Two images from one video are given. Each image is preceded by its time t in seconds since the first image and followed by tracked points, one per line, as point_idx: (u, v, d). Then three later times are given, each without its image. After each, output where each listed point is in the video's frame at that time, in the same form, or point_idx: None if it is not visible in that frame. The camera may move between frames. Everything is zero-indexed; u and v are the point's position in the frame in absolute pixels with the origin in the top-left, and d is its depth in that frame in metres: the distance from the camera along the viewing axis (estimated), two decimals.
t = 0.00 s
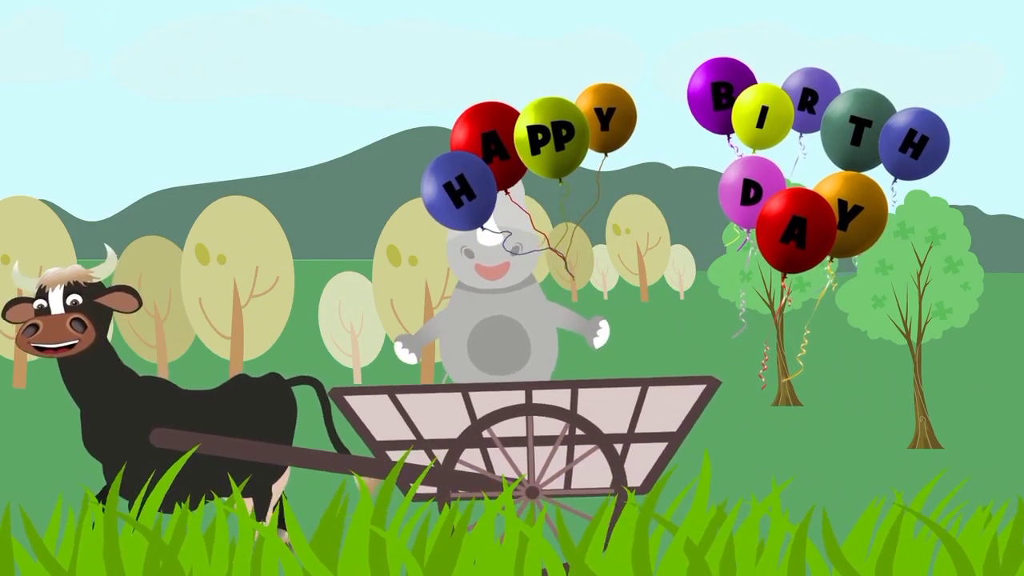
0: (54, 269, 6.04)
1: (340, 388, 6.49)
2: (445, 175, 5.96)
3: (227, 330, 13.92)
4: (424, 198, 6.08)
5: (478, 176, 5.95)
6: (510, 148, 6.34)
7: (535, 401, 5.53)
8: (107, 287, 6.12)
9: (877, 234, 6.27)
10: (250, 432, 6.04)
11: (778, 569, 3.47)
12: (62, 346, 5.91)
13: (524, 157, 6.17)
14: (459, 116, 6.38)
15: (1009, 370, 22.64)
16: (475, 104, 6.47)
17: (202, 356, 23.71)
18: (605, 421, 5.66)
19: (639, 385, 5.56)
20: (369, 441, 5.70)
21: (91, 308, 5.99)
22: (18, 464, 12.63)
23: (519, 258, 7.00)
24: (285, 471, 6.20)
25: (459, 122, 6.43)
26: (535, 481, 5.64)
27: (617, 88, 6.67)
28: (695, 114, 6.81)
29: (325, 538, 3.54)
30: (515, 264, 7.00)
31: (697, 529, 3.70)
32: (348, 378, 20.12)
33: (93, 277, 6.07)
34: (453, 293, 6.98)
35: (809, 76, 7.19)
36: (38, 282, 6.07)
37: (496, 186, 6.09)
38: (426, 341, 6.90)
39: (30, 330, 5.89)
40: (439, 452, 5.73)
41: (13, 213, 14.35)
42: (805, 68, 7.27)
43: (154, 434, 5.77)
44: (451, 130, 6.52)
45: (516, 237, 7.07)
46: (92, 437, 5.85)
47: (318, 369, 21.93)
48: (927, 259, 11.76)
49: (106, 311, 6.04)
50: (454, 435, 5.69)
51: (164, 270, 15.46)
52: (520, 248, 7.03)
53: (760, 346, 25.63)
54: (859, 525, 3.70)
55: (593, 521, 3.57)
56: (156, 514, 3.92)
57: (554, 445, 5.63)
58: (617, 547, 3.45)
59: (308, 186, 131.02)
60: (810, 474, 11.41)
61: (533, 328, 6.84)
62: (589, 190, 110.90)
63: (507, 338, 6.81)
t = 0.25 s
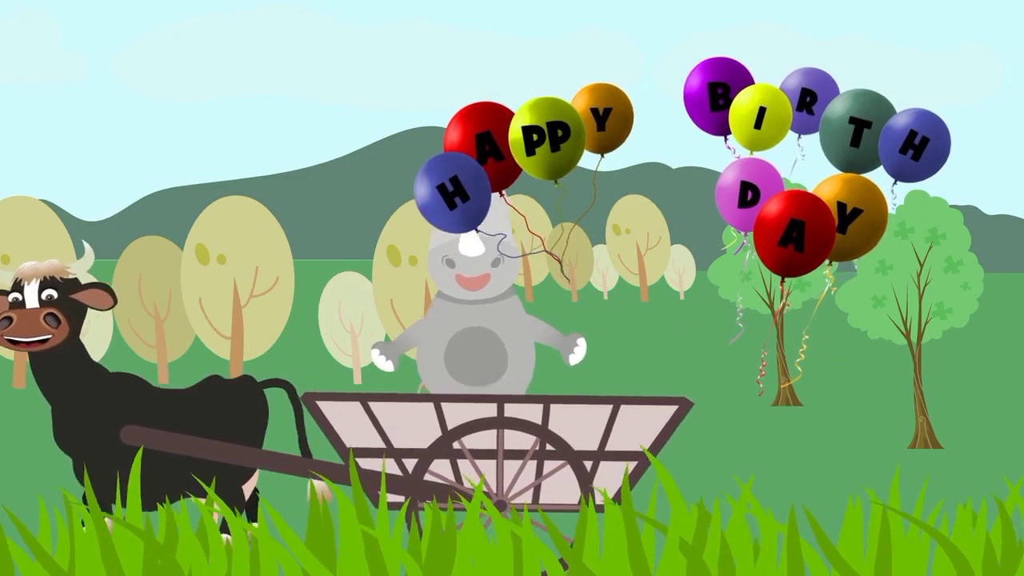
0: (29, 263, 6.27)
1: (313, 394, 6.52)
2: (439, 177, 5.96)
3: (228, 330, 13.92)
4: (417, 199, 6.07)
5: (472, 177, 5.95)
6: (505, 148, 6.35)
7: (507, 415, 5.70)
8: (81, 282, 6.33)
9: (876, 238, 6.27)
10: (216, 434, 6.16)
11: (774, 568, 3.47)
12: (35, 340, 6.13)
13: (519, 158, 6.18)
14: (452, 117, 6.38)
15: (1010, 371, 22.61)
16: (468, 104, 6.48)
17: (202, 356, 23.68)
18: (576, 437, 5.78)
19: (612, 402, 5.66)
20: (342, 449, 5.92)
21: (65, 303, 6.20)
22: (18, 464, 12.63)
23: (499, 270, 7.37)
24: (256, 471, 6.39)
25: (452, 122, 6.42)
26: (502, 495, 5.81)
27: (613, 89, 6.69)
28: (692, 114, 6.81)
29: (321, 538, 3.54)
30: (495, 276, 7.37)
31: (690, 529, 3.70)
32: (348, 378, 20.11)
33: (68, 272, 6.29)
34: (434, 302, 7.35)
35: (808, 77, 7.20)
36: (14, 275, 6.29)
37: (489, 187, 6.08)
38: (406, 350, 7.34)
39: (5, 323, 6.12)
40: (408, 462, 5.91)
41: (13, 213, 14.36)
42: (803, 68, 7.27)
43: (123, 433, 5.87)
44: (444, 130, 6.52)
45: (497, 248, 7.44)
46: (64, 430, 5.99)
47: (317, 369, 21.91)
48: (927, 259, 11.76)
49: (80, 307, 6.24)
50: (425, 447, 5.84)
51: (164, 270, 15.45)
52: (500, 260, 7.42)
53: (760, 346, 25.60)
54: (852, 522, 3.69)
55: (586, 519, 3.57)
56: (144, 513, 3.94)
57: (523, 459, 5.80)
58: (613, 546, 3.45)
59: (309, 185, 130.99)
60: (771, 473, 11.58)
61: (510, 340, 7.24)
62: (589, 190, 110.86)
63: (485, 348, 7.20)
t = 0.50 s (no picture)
0: None
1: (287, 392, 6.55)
2: (433, 179, 6.05)
3: (228, 330, 13.92)
4: (411, 200, 6.16)
5: (467, 179, 6.04)
6: (500, 149, 6.41)
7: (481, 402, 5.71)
8: (52, 286, 6.33)
9: (876, 241, 6.27)
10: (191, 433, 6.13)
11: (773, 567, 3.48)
12: (7, 345, 6.10)
13: (515, 158, 6.26)
14: (447, 117, 6.44)
15: (1010, 371, 22.62)
16: (462, 105, 6.53)
17: (202, 356, 23.67)
18: (550, 423, 5.86)
19: (585, 389, 5.74)
20: (315, 443, 5.82)
21: (36, 306, 6.20)
22: (18, 463, 12.63)
23: (470, 258, 7.48)
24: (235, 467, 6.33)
25: (447, 122, 6.49)
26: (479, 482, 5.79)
27: (610, 89, 6.72)
28: (688, 114, 6.83)
29: (321, 539, 3.54)
30: (466, 265, 7.48)
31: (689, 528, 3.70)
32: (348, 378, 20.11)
33: (37, 276, 6.28)
34: (406, 292, 7.41)
35: (807, 77, 7.20)
36: None
37: (484, 189, 6.17)
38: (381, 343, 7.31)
39: None
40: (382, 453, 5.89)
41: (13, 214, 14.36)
42: (802, 68, 7.27)
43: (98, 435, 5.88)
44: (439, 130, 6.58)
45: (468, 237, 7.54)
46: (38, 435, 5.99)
47: (317, 369, 21.90)
48: (927, 259, 11.76)
49: (50, 311, 6.24)
50: (399, 437, 5.85)
51: (164, 270, 15.45)
52: (471, 248, 7.51)
53: (760, 346, 25.60)
54: (850, 522, 3.69)
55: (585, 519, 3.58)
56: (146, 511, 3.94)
57: (499, 447, 5.81)
58: (612, 545, 3.46)
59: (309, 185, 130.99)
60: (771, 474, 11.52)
61: (485, 328, 7.30)
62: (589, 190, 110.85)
63: (460, 337, 7.26)
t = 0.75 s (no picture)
0: None
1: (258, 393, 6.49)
2: (427, 180, 6.12)
3: (228, 330, 13.91)
4: (405, 202, 6.24)
5: (460, 179, 6.10)
6: (494, 151, 6.46)
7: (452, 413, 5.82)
8: (29, 281, 6.31)
9: (876, 243, 6.28)
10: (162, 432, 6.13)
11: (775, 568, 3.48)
12: None
13: (509, 160, 6.32)
14: (440, 118, 6.50)
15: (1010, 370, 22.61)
16: (457, 105, 6.58)
17: (202, 357, 23.65)
18: (521, 436, 5.90)
19: (557, 401, 5.82)
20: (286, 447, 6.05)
21: (10, 302, 6.19)
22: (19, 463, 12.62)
23: (451, 268, 7.64)
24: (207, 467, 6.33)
25: (440, 123, 6.54)
26: (447, 492, 5.89)
27: (606, 89, 6.75)
28: (685, 115, 6.83)
29: (323, 538, 3.54)
30: (447, 275, 7.63)
31: (692, 529, 3.70)
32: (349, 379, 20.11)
33: (13, 271, 6.26)
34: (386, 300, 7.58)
35: (805, 78, 7.21)
36: None
37: (478, 191, 6.23)
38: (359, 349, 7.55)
39: None
40: (353, 461, 5.99)
41: (13, 213, 14.36)
42: (801, 69, 7.27)
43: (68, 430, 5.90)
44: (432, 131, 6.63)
45: (450, 247, 7.71)
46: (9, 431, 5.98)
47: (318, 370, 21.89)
48: (927, 259, 11.75)
49: (26, 306, 6.23)
50: (370, 445, 5.97)
51: (164, 270, 15.45)
52: (452, 258, 7.68)
53: (761, 347, 25.59)
54: (856, 523, 3.69)
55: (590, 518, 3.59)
56: (152, 511, 3.94)
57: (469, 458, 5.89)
58: (614, 547, 3.46)
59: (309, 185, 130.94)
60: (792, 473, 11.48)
61: (462, 338, 7.44)
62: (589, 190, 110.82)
63: (438, 346, 7.41)
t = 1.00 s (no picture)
0: None
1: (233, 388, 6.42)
2: (421, 181, 6.13)
3: (227, 330, 13.88)
4: (398, 204, 6.25)
5: (454, 181, 6.11)
6: (488, 152, 6.47)
7: (426, 401, 5.62)
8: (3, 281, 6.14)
9: (876, 247, 6.28)
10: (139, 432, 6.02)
11: (778, 569, 3.47)
12: None
13: (505, 161, 6.31)
14: (434, 118, 6.49)
15: (1009, 370, 22.64)
16: (450, 105, 6.57)
17: (202, 357, 23.65)
18: (496, 421, 5.74)
19: (530, 385, 5.64)
20: (262, 442, 5.77)
21: None
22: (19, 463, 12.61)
23: (421, 256, 7.71)
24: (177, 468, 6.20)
25: (434, 123, 6.53)
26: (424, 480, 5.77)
27: (602, 89, 6.76)
28: (682, 115, 6.82)
29: (328, 537, 3.53)
30: (417, 262, 7.71)
31: (700, 529, 3.70)
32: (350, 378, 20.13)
33: None
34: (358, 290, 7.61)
35: (803, 78, 7.22)
36: None
37: (472, 192, 6.25)
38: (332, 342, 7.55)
39: None
40: (330, 452, 5.77)
41: (12, 213, 14.33)
42: (799, 69, 7.28)
43: (43, 434, 5.69)
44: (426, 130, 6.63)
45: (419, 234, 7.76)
46: None
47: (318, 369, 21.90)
48: (927, 259, 11.75)
49: None
50: (346, 435, 5.74)
51: (164, 270, 15.45)
52: (422, 246, 7.74)
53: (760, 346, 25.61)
54: (862, 527, 3.70)
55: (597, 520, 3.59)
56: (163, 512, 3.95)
57: (445, 444, 5.73)
58: (617, 548, 3.47)
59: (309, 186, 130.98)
60: (824, 476, 11.33)
61: (436, 324, 7.49)
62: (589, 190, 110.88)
63: (412, 334, 7.45)
